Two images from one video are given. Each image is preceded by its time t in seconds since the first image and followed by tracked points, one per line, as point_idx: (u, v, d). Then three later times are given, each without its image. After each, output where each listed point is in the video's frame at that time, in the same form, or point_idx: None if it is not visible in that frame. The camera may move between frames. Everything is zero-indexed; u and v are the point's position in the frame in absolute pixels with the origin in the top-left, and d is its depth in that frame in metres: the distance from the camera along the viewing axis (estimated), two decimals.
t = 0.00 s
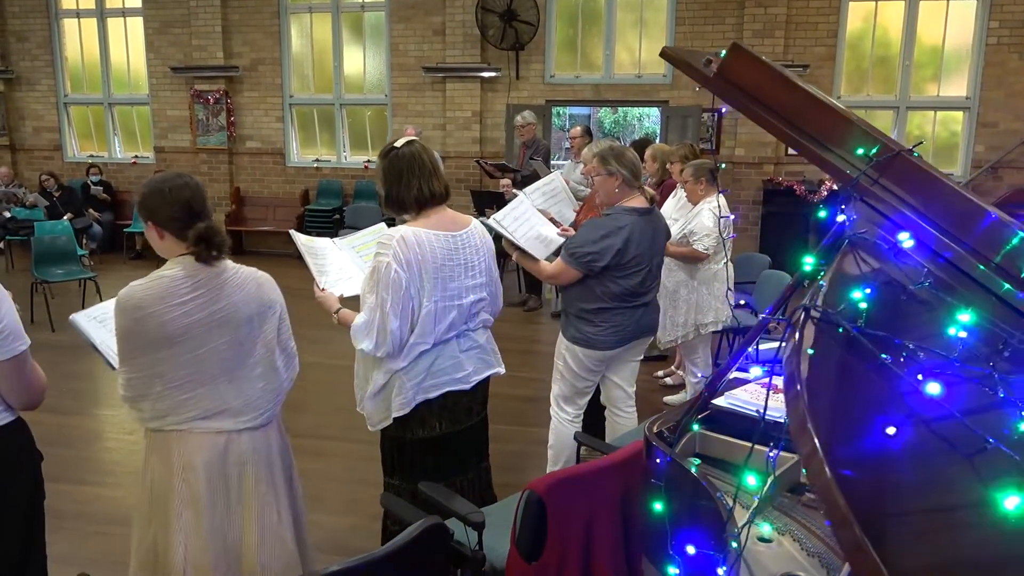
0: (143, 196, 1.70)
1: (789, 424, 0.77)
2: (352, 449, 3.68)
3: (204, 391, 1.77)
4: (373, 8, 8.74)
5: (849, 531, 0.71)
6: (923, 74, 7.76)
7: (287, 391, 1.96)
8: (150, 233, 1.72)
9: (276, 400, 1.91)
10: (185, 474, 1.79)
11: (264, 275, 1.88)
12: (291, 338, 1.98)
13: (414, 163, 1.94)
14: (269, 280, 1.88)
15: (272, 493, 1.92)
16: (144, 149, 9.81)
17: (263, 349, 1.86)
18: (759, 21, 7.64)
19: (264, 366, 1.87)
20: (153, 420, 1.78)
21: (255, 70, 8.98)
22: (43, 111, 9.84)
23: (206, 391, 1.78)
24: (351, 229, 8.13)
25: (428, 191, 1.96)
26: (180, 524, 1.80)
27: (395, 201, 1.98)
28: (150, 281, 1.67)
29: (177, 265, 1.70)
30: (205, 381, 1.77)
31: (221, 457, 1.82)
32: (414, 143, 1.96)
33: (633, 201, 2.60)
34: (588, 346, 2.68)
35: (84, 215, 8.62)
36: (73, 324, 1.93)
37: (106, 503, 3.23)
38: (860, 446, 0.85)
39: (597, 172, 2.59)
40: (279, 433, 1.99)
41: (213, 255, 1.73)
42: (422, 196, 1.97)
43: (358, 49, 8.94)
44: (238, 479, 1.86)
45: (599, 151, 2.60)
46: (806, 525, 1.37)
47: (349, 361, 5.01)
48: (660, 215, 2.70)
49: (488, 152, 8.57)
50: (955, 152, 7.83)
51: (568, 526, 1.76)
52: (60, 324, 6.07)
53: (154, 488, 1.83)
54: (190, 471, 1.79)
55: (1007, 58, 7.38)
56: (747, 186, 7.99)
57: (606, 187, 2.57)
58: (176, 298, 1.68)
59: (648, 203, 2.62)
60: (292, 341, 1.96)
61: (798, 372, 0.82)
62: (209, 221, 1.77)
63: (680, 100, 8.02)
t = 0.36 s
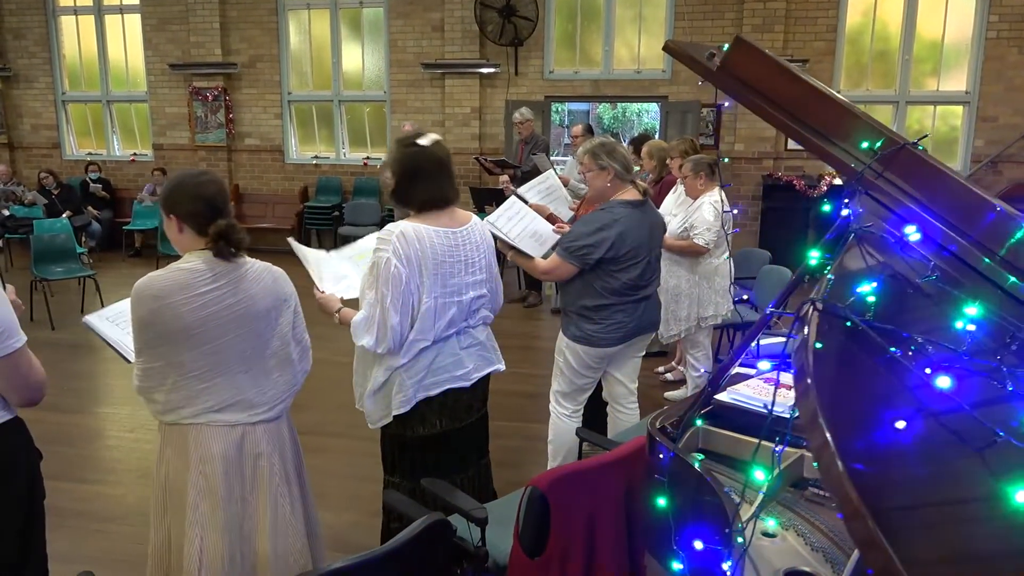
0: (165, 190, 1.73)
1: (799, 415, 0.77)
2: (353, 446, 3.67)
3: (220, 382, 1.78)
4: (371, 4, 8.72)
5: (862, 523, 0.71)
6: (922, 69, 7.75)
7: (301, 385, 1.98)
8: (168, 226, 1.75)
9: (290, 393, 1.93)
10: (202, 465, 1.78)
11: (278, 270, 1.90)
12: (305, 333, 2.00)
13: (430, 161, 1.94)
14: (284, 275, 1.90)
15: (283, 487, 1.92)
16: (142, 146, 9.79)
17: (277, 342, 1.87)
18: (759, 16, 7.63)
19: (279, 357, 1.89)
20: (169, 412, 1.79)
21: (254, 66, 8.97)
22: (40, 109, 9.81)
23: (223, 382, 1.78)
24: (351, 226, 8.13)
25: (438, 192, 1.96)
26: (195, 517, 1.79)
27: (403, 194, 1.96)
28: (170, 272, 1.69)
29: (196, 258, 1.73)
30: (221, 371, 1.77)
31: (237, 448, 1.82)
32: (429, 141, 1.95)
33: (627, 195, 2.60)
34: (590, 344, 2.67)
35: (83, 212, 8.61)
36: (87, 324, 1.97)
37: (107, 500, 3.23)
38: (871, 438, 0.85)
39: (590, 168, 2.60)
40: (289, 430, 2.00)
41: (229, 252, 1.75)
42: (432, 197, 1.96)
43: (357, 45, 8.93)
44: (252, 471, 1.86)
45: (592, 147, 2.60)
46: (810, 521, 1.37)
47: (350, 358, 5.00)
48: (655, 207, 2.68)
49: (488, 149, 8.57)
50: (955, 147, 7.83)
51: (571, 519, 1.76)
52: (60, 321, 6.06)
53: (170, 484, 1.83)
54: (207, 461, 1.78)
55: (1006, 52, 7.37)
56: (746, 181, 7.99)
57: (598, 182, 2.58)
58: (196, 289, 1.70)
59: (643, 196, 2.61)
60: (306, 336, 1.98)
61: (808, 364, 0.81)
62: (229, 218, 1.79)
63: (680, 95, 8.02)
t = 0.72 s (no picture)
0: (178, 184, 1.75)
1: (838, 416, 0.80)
2: (357, 445, 3.66)
3: (226, 378, 1.77)
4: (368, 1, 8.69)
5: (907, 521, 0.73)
6: (920, 63, 7.75)
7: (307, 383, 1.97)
8: (181, 218, 1.75)
9: (296, 390, 1.93)
10: (210, 463, 1.77)
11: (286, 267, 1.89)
12: (311, 330, 1.99)
13: (454, 165, 1.93)
14: (290, 272, 1.89)
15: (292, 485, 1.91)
16: (140, 144, 9.75)
17: (283, 337, 1.87)
18: (758, 12, 7.62)
19: (284, 352, 1.88)
20: (174, 408, 1.78)
21: (251, 64, 8.94)
22: (36, 106, 9.76)
23: (229, 378, 1.77)
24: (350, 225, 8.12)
25: (462, 198, 1.96)
26: (203, 517, 1.77)
27: (423, 194, 1.95)
28: (178, 264, 1.68)
29: (204, 252, 1.72)
30: (227, 367, 1.76)
31: (245, 447, 1.81)
32: (454, 144, 1.94)
33: (611, 187, 2.58)
34: (584, 341, 2.66)
35: (80, 211, 8.59)
36: (95, 332, 1.97)
37: (109, 500, 3.21)
38: (907, 438, 0.85)
39: (572, 164, 2.61)
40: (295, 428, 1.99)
41: (237, 245, 1.75)
42: (456, 202, 1.96)
43: (354, 42, 8.90)
44: (260, 468, 1.85)
45: (575, 144, 2.61)
46: (823, 519, 1.37)
47: (351, 356, 4.99)
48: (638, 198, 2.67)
49: (486, 145, 8.55)
50: (954, 142, 7.83)
51: (578, 516, 1.75)
52: (59, 321, 6.04)
53: (175, 483, 1.82)
54: (215, 459, 1.77)
55: (1005, 46, 7.37)
56: (745, 177, 8.00)
57: (579, 177, 2.58)
58: (203, 282, 1.69)
59: (625, 187, 2.60)
60: (313, 333, 1.97)
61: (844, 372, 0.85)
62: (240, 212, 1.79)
63: (678, 91, 8.01)
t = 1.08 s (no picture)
0: (181, 176, 1.70)
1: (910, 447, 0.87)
2: (361, 440, 3.65)
3: (223, 378, 1.74)
4: None
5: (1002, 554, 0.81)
6: (919, 56, 7.74)
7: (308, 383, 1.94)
8: (182, 212, 1.71)
9: (295, 391, 1.89)
10: (206, 463, 1.75)
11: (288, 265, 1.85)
12: (312, 330, 1.95)
13: (456, 153, 1.91)
14: (293, 271, 1.86)
15: (291, 486, 1.89)
16: (136, 139, 9.69)
17: (282, 339, 1.84)
18: (757, 4, 7.60)
19: (283, 353, 1.85)
20: (170, 406, 1.75)
21: (248, 58, 8.90)
22: (32, 102, 9.71)
23: (225, 378, 1.74)
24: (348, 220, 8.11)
25: (467, 183, 1.95)
26: (200, 518, 1.75)
27: (429, 185, 1.94)
28: (178, 260, 1.64)
29: (204, 248, 1.69)
30: (224, 366, 1.73)
31: (242, 448, 1.79)
32: (460, 131, 1.93)
33: (593, 177, 2.58)
34: (571, 334, 2.64)
35: (77, 207, 8.55)
36: (94, 317, 1.95)
37: (113, 496, 3.19)
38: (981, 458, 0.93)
39: (557, 154, 2.61)
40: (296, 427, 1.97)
41: (240, 242, 1.71)
42: (463, 186, 1.94)
43: (352, 36, 8.86)
44: (259, 470, 1.83)
45: (560, 135, 2.63)
46: (839, 511, 1.39)
47: (353, 351, 4.97)
48: (623, 189, 2.66)
49: (485, 139, 8.52)
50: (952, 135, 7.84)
51: (587, 511, 1.74)
52: (57, 317, 6.01)
53: (170, 481, 1.78)
54: (211, 460, 1.75)
55: (1005, 39, 7.35)
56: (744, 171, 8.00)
57: (562, 167, 2.58)
58: (202, 279, 1.66)
59: (608, 177, 2.59)
60: (313, 334, 1.93)
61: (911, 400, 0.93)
62: (245, 207, 1.75)
63: (677, 84, 7.99)
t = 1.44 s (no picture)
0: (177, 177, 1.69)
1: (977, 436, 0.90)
2: (361, 438, 3.62)
3: (215, 385, 1.71)
4: None
5: None
6: (912, 52, 7.77)
7: (305, 392, 1.89)
8: (179, 213, 1.68)
9: (291, 401, 1.85)
10: (197, 472, 1.73)
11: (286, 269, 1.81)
12: (311, 337, 1.90)
13: (448, 142, 1.90)
14: (291, 275, 1.81)
15: (286, 496, 1.86)
16: (126, 137, 9.61)
17: (278, 346, 1.80)
18: None
19: (279, 362, 1.81)
20: (162, 414, 1.72)
21: (239, 55, 8.84)
22: (20, 99, 9.62)
23: (217, 386, 1.71)
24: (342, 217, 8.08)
25: (461, 170, 1.92)
26: (190, 527, 1.74)
27: (428, 179, 1.93)
28: (170, 263, 1.62)
29: (198, 250, 1.66)
30: (217, 372, 1.70)
31: (234, 458, 1.76)
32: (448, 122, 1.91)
33: (575, 172, 2.57)
34: (558, 331, 2.62)
35: (67, 205, 8.47)
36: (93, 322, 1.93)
37: (112, 497, 3.16)
38: None
39: (538, 152, 2.58)
40: (296, 433, 1.94)
41: (235, 242, 1.68)
42: (455, 173, 1.92)
43: (344, 33, 8.82)
44: (252, 480, 1.80)
45: (541, 133, 2.61)
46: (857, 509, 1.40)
47: (350, 350, 4.95)
48: (608, 184, 2.63)
49: (479, 136, 8.49)
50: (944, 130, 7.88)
51: (596, 511, 1.73)
52: (49, 316, 5.95)
53: (165, 489, 1.78)
54: (202, 469, 1.73)
55: (997, 34, 7.39)
56: (738, 166, 8.00)
57: (545, 164, 2.55)
58: (194, 283, 1.63)
59: (591, 171, 2.57)
60: (311, 343, 1.88)
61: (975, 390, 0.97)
62: (240, 207, 1.72)
63: (671, 80, 7.99)
